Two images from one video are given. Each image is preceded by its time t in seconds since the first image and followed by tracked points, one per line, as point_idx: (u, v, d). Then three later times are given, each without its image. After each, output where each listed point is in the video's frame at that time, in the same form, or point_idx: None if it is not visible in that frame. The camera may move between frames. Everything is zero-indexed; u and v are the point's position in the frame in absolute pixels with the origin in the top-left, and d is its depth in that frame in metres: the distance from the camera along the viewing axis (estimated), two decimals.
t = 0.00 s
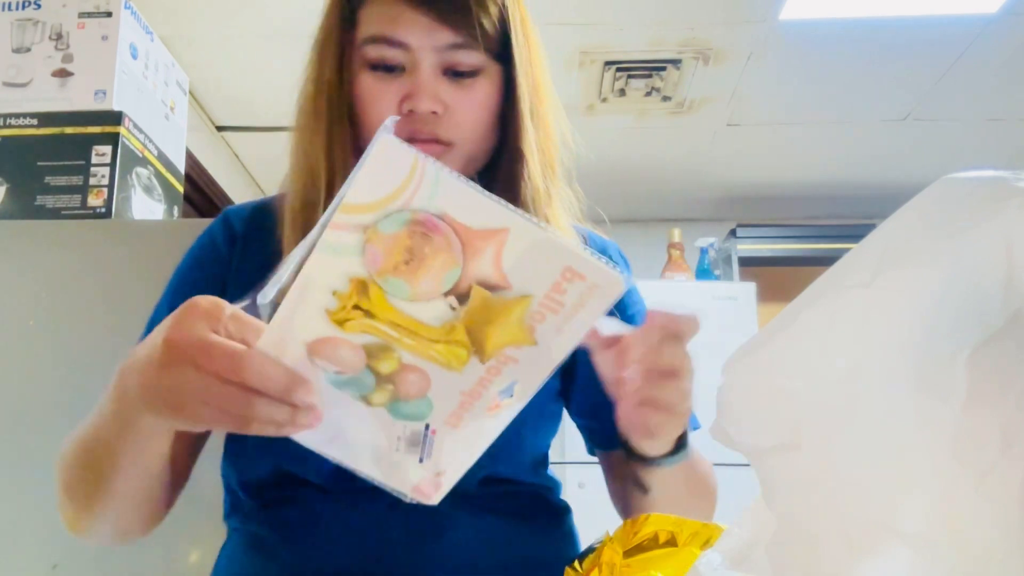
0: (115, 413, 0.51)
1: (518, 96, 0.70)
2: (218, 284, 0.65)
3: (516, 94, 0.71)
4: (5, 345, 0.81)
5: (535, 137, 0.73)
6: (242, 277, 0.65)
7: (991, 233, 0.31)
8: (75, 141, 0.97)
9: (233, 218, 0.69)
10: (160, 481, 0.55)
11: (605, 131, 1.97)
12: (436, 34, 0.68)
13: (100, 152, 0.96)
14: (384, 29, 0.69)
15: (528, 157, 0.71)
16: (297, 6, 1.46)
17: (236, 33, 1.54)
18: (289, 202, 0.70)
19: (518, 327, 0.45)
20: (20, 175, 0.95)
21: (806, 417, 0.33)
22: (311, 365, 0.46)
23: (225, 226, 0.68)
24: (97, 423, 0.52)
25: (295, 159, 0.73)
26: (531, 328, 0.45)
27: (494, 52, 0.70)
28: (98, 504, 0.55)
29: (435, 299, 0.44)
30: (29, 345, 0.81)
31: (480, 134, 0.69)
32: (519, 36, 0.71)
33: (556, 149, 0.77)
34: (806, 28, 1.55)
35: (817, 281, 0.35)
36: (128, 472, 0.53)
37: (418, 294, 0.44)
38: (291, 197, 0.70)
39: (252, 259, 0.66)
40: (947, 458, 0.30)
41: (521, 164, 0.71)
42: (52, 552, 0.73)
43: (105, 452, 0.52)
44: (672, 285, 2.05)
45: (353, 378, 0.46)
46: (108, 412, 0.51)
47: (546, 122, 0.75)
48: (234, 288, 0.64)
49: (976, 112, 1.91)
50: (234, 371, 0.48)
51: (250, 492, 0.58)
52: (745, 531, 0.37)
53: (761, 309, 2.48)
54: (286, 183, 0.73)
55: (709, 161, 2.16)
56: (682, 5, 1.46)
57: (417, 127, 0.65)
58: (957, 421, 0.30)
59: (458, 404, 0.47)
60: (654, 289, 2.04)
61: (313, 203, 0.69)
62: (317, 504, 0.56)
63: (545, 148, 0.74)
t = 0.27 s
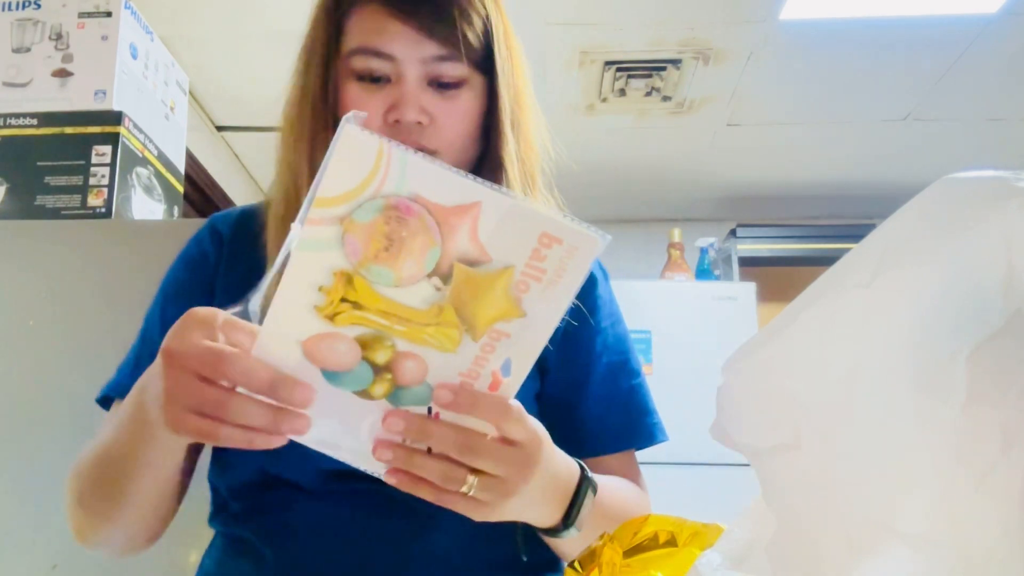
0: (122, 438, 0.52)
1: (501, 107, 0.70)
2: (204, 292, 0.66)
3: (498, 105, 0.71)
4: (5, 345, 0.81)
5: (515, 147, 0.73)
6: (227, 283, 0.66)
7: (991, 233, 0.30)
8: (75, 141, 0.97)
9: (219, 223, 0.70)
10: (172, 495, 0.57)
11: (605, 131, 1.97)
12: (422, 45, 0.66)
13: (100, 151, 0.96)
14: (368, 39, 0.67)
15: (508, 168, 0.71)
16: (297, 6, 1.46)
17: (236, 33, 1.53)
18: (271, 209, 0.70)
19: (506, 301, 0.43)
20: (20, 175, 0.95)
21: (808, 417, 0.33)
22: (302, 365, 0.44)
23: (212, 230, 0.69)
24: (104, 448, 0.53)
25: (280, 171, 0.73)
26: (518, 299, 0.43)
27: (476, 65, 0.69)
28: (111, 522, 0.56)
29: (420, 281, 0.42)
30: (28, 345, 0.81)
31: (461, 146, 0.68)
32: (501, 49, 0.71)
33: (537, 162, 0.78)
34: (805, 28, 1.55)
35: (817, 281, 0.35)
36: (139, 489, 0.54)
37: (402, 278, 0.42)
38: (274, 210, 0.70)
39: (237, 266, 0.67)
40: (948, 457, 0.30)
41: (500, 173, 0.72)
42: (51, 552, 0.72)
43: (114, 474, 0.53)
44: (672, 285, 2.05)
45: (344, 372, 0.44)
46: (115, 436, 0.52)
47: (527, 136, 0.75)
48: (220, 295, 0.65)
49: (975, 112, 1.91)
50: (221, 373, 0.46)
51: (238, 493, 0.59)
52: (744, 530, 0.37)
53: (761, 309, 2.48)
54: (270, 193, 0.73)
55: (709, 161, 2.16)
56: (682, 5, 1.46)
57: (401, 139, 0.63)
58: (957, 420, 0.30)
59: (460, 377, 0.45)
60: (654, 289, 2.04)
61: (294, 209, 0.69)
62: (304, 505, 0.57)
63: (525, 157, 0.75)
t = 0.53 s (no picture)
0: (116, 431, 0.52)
1: (479, 112, 0.70)
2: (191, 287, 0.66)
3: (476, 111, 0.71)
4: (6, 344, 0.81)
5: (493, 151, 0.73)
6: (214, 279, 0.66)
7: (993, 232, 0.30)
8: (75, 141, 0.97)
9: (208, 224, 0.70)
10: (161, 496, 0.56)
11: (606, 131, 1.97)
12: (401, 52, 0.65)
13: (100, 151, 0.96)
14: (346, 45, 0.66)
15: (487, 172, 0.72)
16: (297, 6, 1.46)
17: (236, 33, 1.54)
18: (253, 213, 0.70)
19: (465, 305, 0.41)
20: (20, 175, 0.95)
21: (807, 416, 0.33)
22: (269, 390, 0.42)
23: (201, 231, 0.70)
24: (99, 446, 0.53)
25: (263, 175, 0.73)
26: (479, 301, 0.40)
27: (455, 70, 0.69)
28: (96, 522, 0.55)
29: (379, 294, 0.40)
30: (29, 344, 0.81)
31: (442, 152, 0.67)
32: (480, 56, 0.70)
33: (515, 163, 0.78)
34: (806, 28, 1.55)
35: (817, 281, 0.35)
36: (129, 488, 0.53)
37: (361, 292, 0.40)
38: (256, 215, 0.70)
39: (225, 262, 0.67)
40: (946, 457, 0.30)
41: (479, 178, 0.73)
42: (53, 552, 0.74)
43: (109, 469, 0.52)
44: (672, 285, 2.05)
45: (311, 394, 0.42)
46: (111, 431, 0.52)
47: (505, 139, 0.75)
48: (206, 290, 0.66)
49: (975, 112, 1.91)
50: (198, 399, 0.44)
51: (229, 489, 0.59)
52: (743, 530, 0.37)
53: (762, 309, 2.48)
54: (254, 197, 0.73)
55: (709, 161, 2.16)
56: (682, 5, 1.46)
57: (380, 146, 0.63)
58: (957, 420, 0.30)
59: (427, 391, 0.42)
60: (654, 289, 2.04)
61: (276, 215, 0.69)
62: (292, 506, 0.57)
63: (503, 161, 0.75)
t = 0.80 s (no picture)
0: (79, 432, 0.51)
1: (465, 113, 0.70)
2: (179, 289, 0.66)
3: (462, 112, 0.71)
4: (6, 344, 0.81)
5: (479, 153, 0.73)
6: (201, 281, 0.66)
7: (992, 233, 0.30)
8: (75, 141, 0.97)
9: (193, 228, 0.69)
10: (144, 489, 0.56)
11: (606, 131, 1.97)
12: (387, 55, 0.65)
13: (100, 152, 0.97)
14: (334, 49, 0.66)
15: (471, 174, 0.72)
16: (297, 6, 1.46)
17: (237, 33, 1.54)
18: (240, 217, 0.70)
19: (543, 376, 0.41)
20: (20, 175, 0.95)
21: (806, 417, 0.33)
22: (340, 405, 0.45)
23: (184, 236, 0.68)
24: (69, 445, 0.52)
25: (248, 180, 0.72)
26: (555, 376, 0.41)
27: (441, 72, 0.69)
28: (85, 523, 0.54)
29: (453, 350, 0.41)
30: (30, 344, 0.81)
31: (430, 153, 0.67)
32: (465, 58, 0.71)
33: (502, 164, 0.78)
34: (805, 28, 1.55)
35: (817, 282, 0.35)
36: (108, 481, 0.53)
37: (435, 345, 0.41)
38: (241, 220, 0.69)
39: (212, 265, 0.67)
40: (945, 457, 0.30)
41: (464, 184, 0.72)
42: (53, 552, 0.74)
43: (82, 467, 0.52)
44: (672, 285, 2.05)
45: (379, 412, 0.44)
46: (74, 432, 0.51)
47: (491, 141, 0.75)
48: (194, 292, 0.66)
49: (975, 112, 1.91)
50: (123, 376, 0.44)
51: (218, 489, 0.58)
52: (743, 530, 0.37)
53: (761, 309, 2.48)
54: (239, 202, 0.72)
55: (709, 161, 2.16)
56: (682, 5, 1.46)
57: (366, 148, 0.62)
58: (955, 421, 0.30)
59: (492, 436, 0.45)
60: (654, 289, 2.04)
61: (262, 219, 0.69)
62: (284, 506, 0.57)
63: (489, 163, 0.75)
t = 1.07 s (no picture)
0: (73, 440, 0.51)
1: (458, 109, 0.70)
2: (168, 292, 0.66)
3: (454, 108, 0.70)
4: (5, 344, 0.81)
5: (472, 148, 0.73)
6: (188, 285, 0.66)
7: (991, 233, 0.30)
8: (75, 141, 0.97)
9: (184, 226, 0.69)
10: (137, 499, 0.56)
11: (605, 131, 1.97)
12: (379, 51, 0.65)
13: (100, 152, 0.97)
14: (325, 45, 0.66)
15: (465, 167, 0.71)
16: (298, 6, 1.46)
17: (236, 33, 1.54)
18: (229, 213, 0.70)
19: (514, 359, 0.41)
20: (20, 175, 0.95)
21: (806, 416, 0.33)
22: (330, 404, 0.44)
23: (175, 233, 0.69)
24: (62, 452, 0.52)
25: (237, 174, 0.72)
26: (527, 357, 0.41)
27: (435, 67, 0.69)
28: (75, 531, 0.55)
29: (423, 335, 0.42)
30: (30, 344, 0.81)
31: (423, 150, 0.67)
32: (458, 53, 0.71)
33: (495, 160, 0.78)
34: (805, 28, 1.55)
35: (817, 282, 0.35)
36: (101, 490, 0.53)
37: (406, 331, 0.42)
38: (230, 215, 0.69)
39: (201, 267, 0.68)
40: (946, 457, 0.30)
41: (456, 175, 0.72)
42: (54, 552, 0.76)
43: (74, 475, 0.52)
44: (672, 285, 2.05)
45: (366, 411, 0.44)
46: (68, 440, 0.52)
47: (484, 136, 0.75)
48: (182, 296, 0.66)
49: (974, 112, 1.91)
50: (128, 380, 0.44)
51: (213, 489, 0.58)
52: (743, 530, 0.37)
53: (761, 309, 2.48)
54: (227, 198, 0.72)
55: (709, 161, 2.16)
56: (682, 6, 1.46)
57: (360, 146, 0.63)
58: (956, 420, 0.30)
59: (475, 432, 0.44)
60: (654, 290, 2.04)
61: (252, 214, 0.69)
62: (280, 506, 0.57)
63: (481, 158, 0.75)
